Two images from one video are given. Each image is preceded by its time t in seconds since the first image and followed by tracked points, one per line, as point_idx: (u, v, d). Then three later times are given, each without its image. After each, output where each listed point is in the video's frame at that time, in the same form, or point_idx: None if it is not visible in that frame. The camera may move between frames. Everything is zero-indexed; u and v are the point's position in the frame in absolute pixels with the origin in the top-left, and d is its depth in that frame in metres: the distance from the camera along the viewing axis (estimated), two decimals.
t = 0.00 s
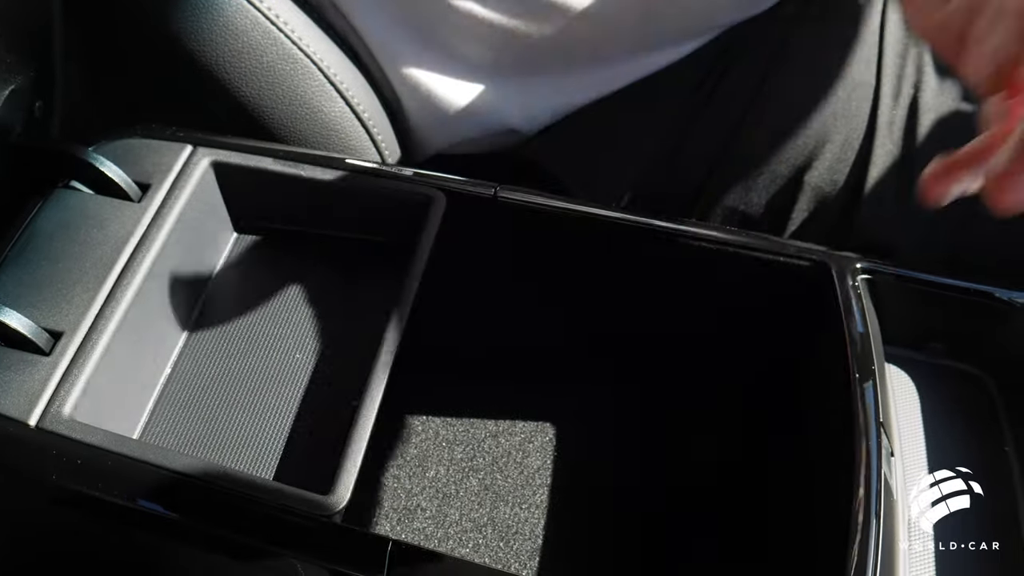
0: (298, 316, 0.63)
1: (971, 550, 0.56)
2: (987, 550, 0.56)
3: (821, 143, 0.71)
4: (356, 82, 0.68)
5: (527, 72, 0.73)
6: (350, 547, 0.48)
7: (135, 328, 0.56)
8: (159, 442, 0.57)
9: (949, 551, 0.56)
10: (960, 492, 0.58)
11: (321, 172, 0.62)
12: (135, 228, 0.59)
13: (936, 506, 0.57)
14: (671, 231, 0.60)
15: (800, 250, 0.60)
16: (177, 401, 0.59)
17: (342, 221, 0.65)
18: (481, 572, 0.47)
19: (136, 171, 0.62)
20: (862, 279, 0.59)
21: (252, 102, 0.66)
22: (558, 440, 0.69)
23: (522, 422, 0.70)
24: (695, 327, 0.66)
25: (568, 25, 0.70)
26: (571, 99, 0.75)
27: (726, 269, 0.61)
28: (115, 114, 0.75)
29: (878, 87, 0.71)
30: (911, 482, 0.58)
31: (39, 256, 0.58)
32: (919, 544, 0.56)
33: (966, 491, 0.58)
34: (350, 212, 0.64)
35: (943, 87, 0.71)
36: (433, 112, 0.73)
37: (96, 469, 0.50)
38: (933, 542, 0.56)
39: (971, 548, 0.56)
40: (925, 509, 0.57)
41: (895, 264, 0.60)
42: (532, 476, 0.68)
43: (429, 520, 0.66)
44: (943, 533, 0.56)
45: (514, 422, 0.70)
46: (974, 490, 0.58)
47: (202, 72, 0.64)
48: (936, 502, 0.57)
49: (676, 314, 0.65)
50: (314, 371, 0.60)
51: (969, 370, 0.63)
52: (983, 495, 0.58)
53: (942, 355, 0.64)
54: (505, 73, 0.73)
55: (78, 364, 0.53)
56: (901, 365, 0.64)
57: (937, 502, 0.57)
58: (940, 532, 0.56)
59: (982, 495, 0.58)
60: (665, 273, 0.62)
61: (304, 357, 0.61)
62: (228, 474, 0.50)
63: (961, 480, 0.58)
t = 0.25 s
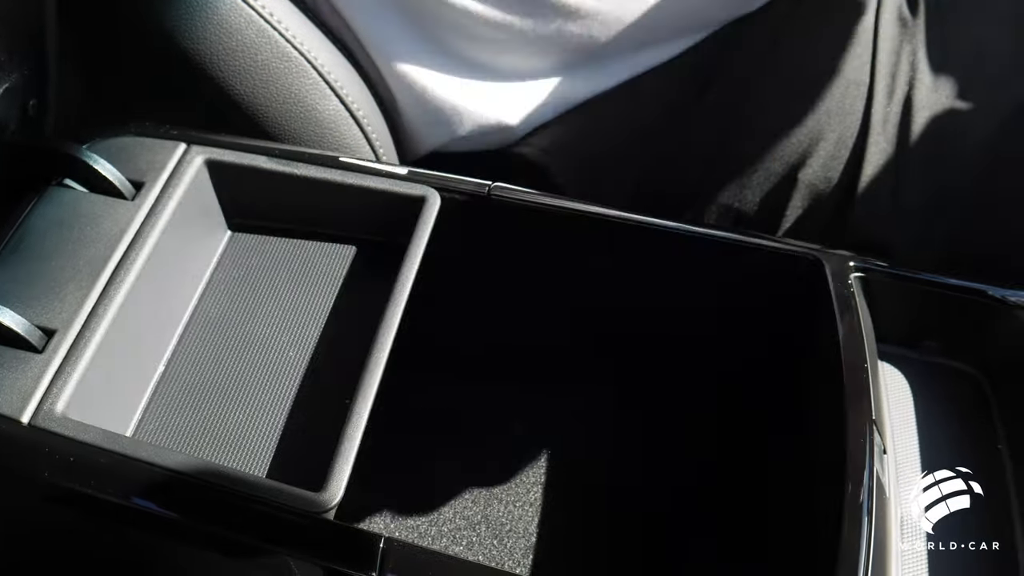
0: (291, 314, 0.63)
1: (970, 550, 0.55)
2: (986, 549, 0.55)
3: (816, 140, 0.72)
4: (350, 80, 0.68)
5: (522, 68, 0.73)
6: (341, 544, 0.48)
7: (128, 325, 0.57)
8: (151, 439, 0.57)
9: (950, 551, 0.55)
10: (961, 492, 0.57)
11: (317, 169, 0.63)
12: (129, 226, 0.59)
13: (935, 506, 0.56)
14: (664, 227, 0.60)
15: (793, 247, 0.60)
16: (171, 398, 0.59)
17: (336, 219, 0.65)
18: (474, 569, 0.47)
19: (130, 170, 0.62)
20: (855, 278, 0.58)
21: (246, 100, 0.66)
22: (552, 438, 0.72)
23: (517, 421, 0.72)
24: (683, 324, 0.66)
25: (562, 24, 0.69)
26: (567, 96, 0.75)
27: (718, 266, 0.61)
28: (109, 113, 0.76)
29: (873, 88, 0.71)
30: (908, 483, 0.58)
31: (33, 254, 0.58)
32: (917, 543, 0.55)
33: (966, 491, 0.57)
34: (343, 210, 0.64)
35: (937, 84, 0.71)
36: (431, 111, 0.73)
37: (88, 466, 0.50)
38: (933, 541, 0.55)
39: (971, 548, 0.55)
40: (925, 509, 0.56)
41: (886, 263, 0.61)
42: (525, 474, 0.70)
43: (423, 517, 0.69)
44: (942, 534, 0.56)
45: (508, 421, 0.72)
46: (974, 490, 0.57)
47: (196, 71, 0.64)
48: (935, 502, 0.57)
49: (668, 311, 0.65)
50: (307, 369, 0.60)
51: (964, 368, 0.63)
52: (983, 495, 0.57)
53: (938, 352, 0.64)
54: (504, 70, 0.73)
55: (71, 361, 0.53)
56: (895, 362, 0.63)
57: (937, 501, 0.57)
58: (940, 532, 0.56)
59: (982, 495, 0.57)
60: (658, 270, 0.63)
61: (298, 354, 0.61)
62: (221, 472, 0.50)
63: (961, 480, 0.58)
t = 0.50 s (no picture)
0: (287, 315, 0.63)
1: (971, 550, 0.55)
2: (987, 550, 0.55)
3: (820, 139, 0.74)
4: (346, 81, 0.68)
5: (519, 69, 0.75)
6: (335, 544, 0.47)
7: (124, 325, 0.56)
8: (146, 440, 0.57)
9: (950, 551, 0.55)
10: (961, 492, 0.57)
11: (312, 169, 0.62)
12: (124, 226, 0.59)
13: (936, 505, 0.56)
14: (660, 226, 0.60)
15: (790, 247, 0.59)
16: (167, 399, 0.59)
17: (332, 219, 0.65)
18: (469, 570, 0.47)
19: (125, 170, 0.62)
20: (853, 278, 0.58)
21: (242, 100, 0.66)
22: (548, 438, 0.74)
23: (513, 420, 0.74)
24: (681, 325, 0.66)
25: (560, 24, 0.73)
26: (564, 100, 0.78)
27: (715, 265, 0.60)
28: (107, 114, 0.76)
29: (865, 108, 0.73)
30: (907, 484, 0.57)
31: (29, 254, 0.58)
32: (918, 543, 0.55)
33: (966, 491, 0.57)
34: (339, 210, 0.64)
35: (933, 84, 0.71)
36: (428, 111, 0.72)
37: (82, 466, 0.50)
38: (933, 542, 0.55)
39: (971, 548, 0.55)
40: (925, 509, 0.56)
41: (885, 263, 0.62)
42: (522, 474, 0.71)
43: (419, 518, 0.69)
44: (943, 533, 0.55)
45: (504, 421, 0.74)
46: (974, 490, 0.57)
47: (192, 70, 0.64)
48: (935, 501, 0.56)
49: (666, 311, 0.65)
50: (303, 369, 0.60)
51: (960, 368, 0.63)
52: (983, 496, 0.57)
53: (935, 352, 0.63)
54: (502, 73, 0.75)
55: (66, 361, 0.53)
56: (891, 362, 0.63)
57: (937, 501, 0.56)
58: (941, 532, 0.55)
59: (983, 495, 0.57)
60: (655, 270, 0.62)
61: (293, 354, 0.61)
62: (217, 472, 0.50)
63: (961, 480, 0.57)
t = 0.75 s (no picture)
0: (287, 314, 0.63)
1: (971, 550, 0.55)
2: (986, 549, 0.55)
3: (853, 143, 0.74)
4: (346, 81, 0.68)
5: (518, 69, 0.76)
6: (335, 543, 0.48)
7: (124, 324, 0.57)
8: (147, 439, 0.57)
9: (950, 551, 0.55)
10: (960, 492, 0.57)
11: (313, 169, 0.63)
12: (124, 225, 0.59)
13: (936, 505, 0.56)
14: (658, 225, 0.60)
15: (789, 246, 0.60)
16: (167, 398, 0.59)
17: (332, 219, 0.66)
18: (469, 569, 0.47)
19: (125, 170, 0.63)
20: (851, 277, 0.58)
21: (241, 100, 0.66)
22: (548, 437, 0.74)
23: (512, 420, 0.75)
24: (680, 324, 0.66)
25: (559, 24, 0.73)
26: (563, 101, 0.78)
27: (714, 264, 0.61)
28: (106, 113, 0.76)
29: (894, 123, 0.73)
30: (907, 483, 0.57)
31: (29, 254, 0.58)
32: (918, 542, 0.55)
33: (966, 491, 0.57)
34: (339, 210, 0.65)
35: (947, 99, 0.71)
36: (427, 111, 0.73)
37: (83, 465, 0.50)
38: (933, 541, 0.55)
39: (971, 548, 0.55)
40: (926, 509, 0.56)
41: (885, 262, 0.62)
42: (522, 473, 0.72)
43: (418, 517, 0.69)
44: (943, 533, 0.55)
45: (504, 420, 0.75)
46: (974, 490, 0.57)
47: (192, 71, 0.64)
48: (935, 501, 0.56)
49: (665, 310, 0.65)
50: (302, 368, 0.61)
51: (959, 368, 0.63)
52: (983, 496, 0.57)
53: (932, 352, 0.64)
54: (501, 73, 0.75)
55: (67, 361, 0.53)
56: (890, 361, 0.63)
57: (937, 501, 0.56)
58: (941, 531, 0.55)
59: (982, 495, 0.57)
60: (654, 269, 0.62)
61: (293, 354, 0.61)
62: (217, 471, 0.50)
63: (961, 480, 0.57)
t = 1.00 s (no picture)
0: (282, 313, 0.63)
1: (972, 550, 0.55)
2: (987, 550, 0.55)
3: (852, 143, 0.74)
4: (342, 80, 0.68)
5: (514, 68, 0.76)
6: (331, 543, 0.47)
7: (119, 324, 0.56)
8: (142, 439, 0.57)
9: (950, 551, 0.54)
10: (960, 492, 0.57)
11: (308, 168, 0.63)
12: (119, 225, 0.59)
13: (935, 505, 0.56)
14: (653, 224, 0.60)
15: (785, 246, 0.60)
16: (162, 398, 0.59)
17: (328, 218, 0.66)
18: (464, 568, 0.47)
19: (120, 169, 0.62)
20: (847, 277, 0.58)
21: (237, 100, 0.66)
22: (544, 437, 0.74)
23: (508, 419, 0.75)
24: (676, 323, 0.66)
25: (555, 23, 0.73)
26: (560, 99, 0.78)
27: (709, 264, 0.60)
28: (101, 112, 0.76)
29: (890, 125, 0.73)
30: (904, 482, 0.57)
31: (24, 254, 0.58)
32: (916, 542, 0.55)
33: (966, 491, 0.57)
34: (334, 209, 0.64)
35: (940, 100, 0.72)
36: (423, 111, 0.73)
37: (77, 465, 0.50)
38: (933, 541, 0.55)
39: (972, 548, 0.55)
40: (925, 509, 0.56)
41: (880, 262, 0.62)
42: (518, 473, 0.72)
43: (414, 517, 0.69)
44: (943, 533, 0.55)
45: (500, 420, 0.75)
46: (974, 490, 0.57)
47: (187, 70, 0.64)
48: (935, 502, 0.56)
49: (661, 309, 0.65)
50: (298, 368, 0.60)
51: (957, 368, 0.63)
52: (983, 496, 0.57)
53: (928, 351, 0.64)
54: (497, 72, 0.75)
55: (62, 361, 0.53)
56: (886, 361, 0.63)
57: (937, 501, 0.56)
58: (941, 532, 0.55)
59: (983, 495, 0.57)
60: (649, 269, 0.62)
61: (288, 353, 0.61)
62: (212, 471, 0.50)
63: (961, 480, 0.57)
